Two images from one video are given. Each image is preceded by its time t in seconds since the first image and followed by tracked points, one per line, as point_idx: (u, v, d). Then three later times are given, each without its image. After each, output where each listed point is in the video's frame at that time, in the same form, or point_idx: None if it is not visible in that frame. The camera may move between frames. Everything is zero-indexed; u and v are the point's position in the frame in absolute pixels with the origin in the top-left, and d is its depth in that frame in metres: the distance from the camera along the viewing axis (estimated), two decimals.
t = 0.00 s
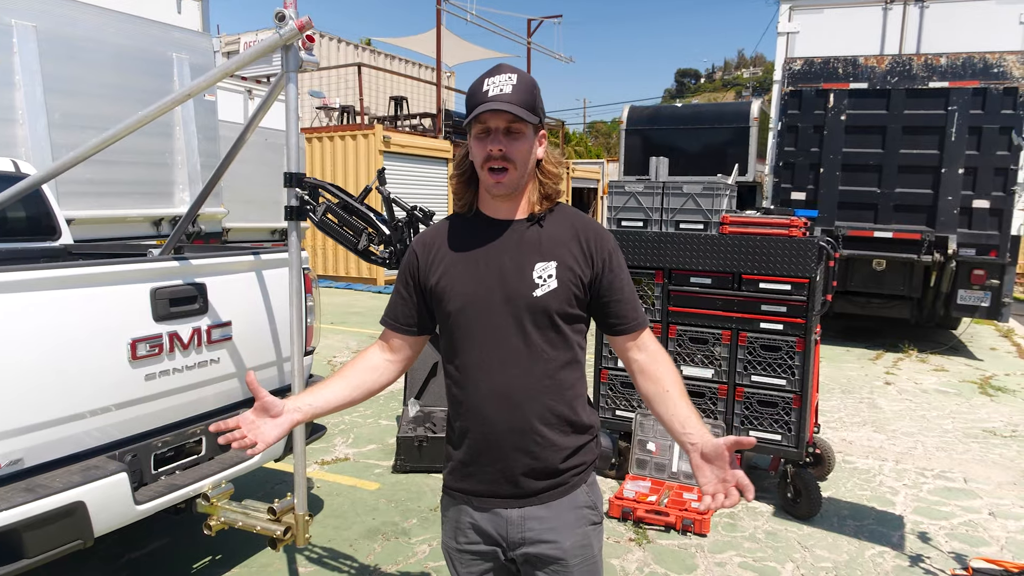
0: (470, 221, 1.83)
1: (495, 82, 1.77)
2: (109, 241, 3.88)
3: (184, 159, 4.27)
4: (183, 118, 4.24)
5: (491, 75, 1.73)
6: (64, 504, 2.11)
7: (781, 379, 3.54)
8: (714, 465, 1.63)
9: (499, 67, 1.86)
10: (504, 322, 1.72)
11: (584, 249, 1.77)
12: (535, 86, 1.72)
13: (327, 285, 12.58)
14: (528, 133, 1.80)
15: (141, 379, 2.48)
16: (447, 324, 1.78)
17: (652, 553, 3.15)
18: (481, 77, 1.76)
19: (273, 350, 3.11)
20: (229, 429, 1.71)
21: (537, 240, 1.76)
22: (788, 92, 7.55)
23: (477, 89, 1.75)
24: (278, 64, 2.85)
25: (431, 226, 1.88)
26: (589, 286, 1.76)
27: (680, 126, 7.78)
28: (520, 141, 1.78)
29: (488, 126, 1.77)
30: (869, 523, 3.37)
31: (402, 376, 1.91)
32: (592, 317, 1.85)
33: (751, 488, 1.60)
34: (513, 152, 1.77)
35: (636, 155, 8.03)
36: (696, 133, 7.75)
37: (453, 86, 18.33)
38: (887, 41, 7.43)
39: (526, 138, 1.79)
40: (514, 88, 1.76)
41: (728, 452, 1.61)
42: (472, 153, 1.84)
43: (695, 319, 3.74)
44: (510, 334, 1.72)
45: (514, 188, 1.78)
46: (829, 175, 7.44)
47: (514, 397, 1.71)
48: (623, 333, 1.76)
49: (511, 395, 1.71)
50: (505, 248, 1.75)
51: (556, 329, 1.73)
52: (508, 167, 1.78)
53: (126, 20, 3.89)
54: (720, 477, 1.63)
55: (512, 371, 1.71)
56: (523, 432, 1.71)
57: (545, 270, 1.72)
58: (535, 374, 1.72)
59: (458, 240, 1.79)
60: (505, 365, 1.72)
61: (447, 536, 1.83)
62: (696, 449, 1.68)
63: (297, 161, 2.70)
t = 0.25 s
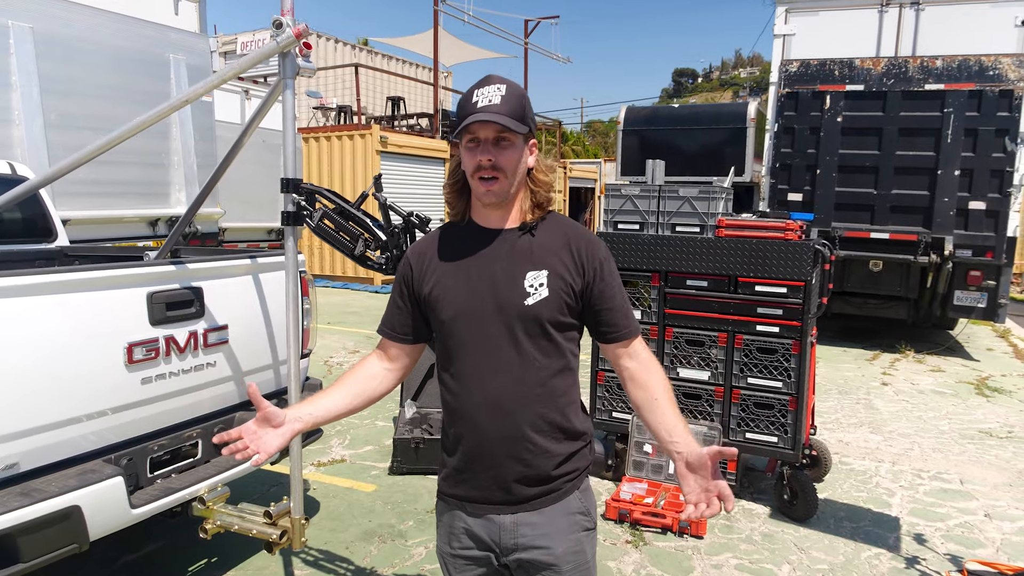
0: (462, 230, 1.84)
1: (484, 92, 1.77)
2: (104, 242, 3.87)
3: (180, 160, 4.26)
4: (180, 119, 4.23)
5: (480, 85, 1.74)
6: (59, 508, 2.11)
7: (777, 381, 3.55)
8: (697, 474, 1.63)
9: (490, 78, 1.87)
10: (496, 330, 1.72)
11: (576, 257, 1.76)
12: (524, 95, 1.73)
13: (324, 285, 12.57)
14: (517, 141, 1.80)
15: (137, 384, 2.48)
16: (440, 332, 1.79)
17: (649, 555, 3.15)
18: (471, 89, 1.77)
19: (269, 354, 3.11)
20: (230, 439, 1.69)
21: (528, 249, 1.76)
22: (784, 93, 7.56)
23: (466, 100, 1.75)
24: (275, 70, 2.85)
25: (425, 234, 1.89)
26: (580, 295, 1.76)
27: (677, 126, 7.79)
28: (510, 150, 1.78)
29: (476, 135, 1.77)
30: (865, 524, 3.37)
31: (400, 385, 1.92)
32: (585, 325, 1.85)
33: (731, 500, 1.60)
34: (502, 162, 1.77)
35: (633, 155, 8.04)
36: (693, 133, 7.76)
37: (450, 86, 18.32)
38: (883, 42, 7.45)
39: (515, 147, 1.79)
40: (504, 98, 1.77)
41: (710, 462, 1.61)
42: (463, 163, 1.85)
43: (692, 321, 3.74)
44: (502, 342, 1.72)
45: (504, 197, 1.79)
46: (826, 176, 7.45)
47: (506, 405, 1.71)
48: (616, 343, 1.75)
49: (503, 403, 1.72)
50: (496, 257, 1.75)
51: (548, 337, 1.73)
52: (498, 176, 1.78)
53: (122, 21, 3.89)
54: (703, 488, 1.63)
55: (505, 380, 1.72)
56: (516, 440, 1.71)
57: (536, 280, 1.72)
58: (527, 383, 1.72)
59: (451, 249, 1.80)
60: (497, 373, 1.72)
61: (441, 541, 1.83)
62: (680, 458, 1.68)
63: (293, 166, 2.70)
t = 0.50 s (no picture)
0: (454, 235, 1.84)
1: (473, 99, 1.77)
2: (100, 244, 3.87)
3: (177, 162, 4.25)
4: (176, 121, 4.22)
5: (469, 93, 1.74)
6: (54, 513, 2.10)
7: (774, 384, 3.56)
8: (685, 473, 1.62)
9: (477, 87, 1.88)
10: (488, 333, 1.72)
11: (566, 260, 1.76)
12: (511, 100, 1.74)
13: (322, 288, 12.56)
14: (506, 148, 1.80)
15: (133, 387, 2.47)
16: (432, 336, 1.79)
17: (646, 558, 3.15)
18: (457, 97, 1.79)
19: (266, 357, 3.11)
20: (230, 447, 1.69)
21: (519, 252, 1.76)
22: (781, 96, 7.57)
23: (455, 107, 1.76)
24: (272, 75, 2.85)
25: (418, 240, 1.89)
26: (571, 297, 1.76)
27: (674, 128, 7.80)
28: (498, 156, 1.79)
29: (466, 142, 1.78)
30: (863, 527, 3.37)
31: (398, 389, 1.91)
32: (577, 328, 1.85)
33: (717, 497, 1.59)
34: (492, 168, 1.78)
35: (631, 156, 8.05)
36: (690, 135, 7.76)
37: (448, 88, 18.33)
38: (880, 44, 7.46)
39: (504, 153, 1.79)
40: (491, 105, 1.78)
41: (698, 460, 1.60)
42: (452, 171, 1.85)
43: (689, 324, 3.74)
44: (494, 345, 1.72)
45: (495, 203, 1.79)
46: (823, 178, 7.46)
47: (498, 407, 1.71)
48: (605, 343, 1.76)
49: (496, 405, 1.71)
50: (487, 261, 1.76)
51: (540, 340, 1.73)
52: (488, 182, 1.78)
53: (118, 23, 3.88)
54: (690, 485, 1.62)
55: (497, 382, 1.71)
56: (509, 442, 1.71)
57: (527, 282, 1.73)
58: (519, 385, 1.71)
59: (443, 253, 1.80)
60: (489, 376, 1.72)
61: (436, 544, 1.83)
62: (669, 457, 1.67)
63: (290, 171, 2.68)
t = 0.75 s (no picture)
0: (446, 239, 1.84)
1: (465, 100, 1.78)
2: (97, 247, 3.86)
3: (174, 165, 4.24)
4: (173, 124, 4.20)
5: (462, 92, 1.74)
6: (49, 517, 2.09)
7: (771, 388, 3.55)
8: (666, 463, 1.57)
9: (468, 87, 1.89)
10: (480, 337, 1.72)
11: (557, 262, 1.76)
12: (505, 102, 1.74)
13: (320, 291, 12.55)
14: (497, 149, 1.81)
15: (129, 391, 2.47)
16: (425, 340, 1.78)
17: (644, 562, 3.14)
18: (451, 97, 1.78)
19: (262, 360, 3.10)
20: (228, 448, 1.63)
21: (510, 254, 1.76)
22: (779, 98, 7.58)
23: (448, 107, 1.76)
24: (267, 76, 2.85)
25: (409, 244, 1.89)
26: (564, 299, 1.76)
27: (671, 131, 7.81)
28: (491, 157, 1.79)
29: (458, 142, 1.78)
30: (861, 530, 3.37)
31: (393, 395, 1.91)
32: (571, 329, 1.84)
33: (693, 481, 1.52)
34: (484, 168, 1.78)
35: (630, 159, 8.09)
36: (688, 138, 7.78)
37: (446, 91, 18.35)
38: (877, 48, 7.45)
39: (496, 154, 1.79)
40: (485, 106, 1.78)
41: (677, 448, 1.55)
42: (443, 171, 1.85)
43: (686, 328, 3.74)
44: (486, 348, 1.71)
45: (486, 203, 1.79)
46: (821, 181, 7.47)
47: (492, 411, 1.71)
48: (598, 344, 1.76)
49: (490, 409, 1.71)
50: (479, 263, 1.75)
51: (533, 342, 1.72)
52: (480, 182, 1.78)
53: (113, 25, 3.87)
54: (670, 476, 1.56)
55: (490, 385, 1.71)
56: (504, 445, 1.70)
57: (519, 285, 1.72)
58: (512, 389, 1.71)
59: (435, 257, 1.80)
60: (483, 379, 1.71)
61: (433, 548, 1.83)
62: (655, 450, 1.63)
63: (286, 173, 2.68)
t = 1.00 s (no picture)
0: (442, 239, 1.82)
1: (478, 101, 1.75)
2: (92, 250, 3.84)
3: (170, 167, 4.22)
4: (170, 126, 4.18)
5: (476, 94, 1.71)
6: (43, 523, 2.07)
7: (770, 391, 3.54)
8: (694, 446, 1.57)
9: (478, 88, 1.86)
10: (480, 337, 1.71)
11: (556, 260, 1.76)
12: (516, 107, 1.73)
13: (316, 294, 12.52)
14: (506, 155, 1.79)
15: (124, 395, 2.44)
16: (423, 341, 1.77)
17: (643, 567, 3.13)
18: (463, 97, 1.75)
19: (259, 364, 3.09)
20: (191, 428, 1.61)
21: (509, 253, 1.75)
22: (776, 101, 7.62)
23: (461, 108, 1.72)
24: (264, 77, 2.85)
25: (404, 245, 1.87)
26: (563, 297, 1.75)
27: (668, 134, 7.80)
28: (500, 161, 1.77)
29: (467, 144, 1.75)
30: (860, 534, 3.36)
31: (377, 399, 1.86)
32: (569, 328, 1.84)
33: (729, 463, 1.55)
34: (492, 172, 1.76)
35: (626, 163, 8.00)
36: (685, 141, 7.77)
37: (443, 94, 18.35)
38: (874, 51, 7.34)
39: (504, 159, 1.78)
40: (496, 109, 1.77)
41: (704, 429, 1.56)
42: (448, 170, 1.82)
43: (685, 331, 3.74)
44: (486, 347, 1.70)
45: (490, 207, 1.77)
46: (818, 184, 7.48)
47: (493, 411, 1.70)
48: (599, 343, 1.75)
49: (490, 409, 1.70)
50: (477, 263, 1.74)
51: (533, 341, 1.71)
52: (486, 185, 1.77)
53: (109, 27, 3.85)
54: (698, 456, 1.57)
55: (490, 385, 1.70)
56: (505, 446, 1.69)
57: (518, 283, 1.72)
58: (513, 389, 1.70)
59: (431, 257, 1.78)
60: (482, 379, 1.70)
61: (435, 553, 1.81)
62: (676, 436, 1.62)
63: (283, 175, 2.69)
